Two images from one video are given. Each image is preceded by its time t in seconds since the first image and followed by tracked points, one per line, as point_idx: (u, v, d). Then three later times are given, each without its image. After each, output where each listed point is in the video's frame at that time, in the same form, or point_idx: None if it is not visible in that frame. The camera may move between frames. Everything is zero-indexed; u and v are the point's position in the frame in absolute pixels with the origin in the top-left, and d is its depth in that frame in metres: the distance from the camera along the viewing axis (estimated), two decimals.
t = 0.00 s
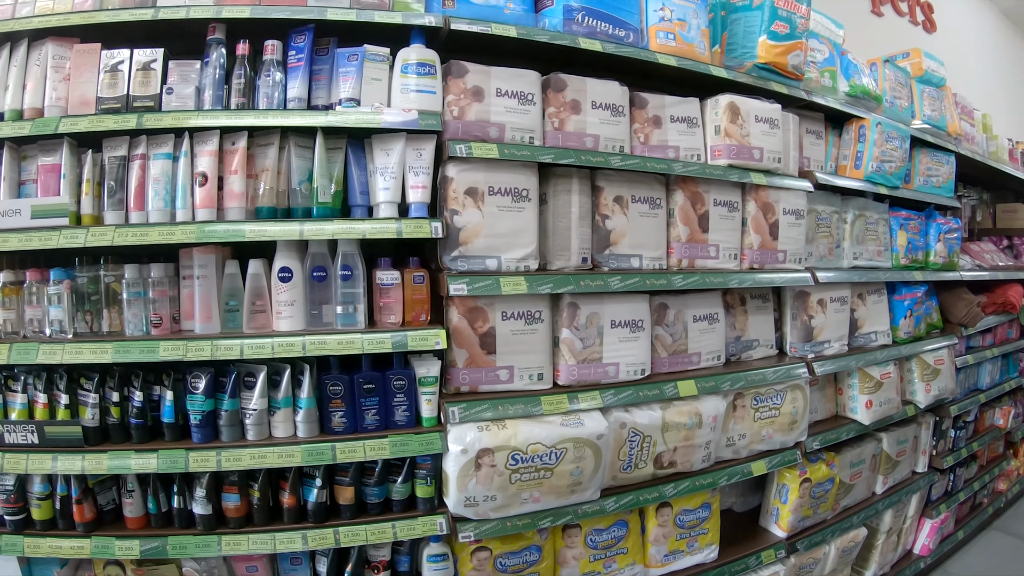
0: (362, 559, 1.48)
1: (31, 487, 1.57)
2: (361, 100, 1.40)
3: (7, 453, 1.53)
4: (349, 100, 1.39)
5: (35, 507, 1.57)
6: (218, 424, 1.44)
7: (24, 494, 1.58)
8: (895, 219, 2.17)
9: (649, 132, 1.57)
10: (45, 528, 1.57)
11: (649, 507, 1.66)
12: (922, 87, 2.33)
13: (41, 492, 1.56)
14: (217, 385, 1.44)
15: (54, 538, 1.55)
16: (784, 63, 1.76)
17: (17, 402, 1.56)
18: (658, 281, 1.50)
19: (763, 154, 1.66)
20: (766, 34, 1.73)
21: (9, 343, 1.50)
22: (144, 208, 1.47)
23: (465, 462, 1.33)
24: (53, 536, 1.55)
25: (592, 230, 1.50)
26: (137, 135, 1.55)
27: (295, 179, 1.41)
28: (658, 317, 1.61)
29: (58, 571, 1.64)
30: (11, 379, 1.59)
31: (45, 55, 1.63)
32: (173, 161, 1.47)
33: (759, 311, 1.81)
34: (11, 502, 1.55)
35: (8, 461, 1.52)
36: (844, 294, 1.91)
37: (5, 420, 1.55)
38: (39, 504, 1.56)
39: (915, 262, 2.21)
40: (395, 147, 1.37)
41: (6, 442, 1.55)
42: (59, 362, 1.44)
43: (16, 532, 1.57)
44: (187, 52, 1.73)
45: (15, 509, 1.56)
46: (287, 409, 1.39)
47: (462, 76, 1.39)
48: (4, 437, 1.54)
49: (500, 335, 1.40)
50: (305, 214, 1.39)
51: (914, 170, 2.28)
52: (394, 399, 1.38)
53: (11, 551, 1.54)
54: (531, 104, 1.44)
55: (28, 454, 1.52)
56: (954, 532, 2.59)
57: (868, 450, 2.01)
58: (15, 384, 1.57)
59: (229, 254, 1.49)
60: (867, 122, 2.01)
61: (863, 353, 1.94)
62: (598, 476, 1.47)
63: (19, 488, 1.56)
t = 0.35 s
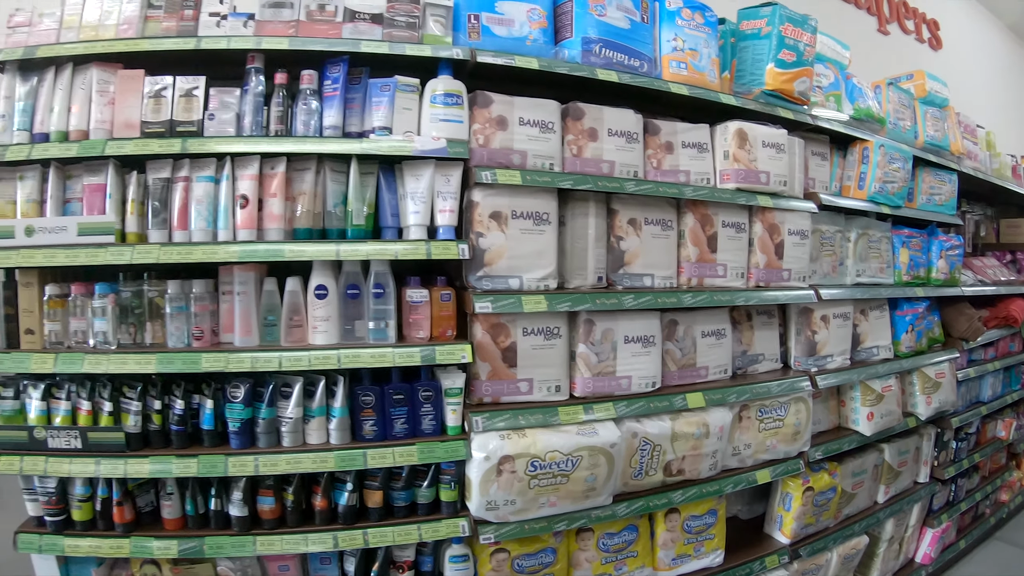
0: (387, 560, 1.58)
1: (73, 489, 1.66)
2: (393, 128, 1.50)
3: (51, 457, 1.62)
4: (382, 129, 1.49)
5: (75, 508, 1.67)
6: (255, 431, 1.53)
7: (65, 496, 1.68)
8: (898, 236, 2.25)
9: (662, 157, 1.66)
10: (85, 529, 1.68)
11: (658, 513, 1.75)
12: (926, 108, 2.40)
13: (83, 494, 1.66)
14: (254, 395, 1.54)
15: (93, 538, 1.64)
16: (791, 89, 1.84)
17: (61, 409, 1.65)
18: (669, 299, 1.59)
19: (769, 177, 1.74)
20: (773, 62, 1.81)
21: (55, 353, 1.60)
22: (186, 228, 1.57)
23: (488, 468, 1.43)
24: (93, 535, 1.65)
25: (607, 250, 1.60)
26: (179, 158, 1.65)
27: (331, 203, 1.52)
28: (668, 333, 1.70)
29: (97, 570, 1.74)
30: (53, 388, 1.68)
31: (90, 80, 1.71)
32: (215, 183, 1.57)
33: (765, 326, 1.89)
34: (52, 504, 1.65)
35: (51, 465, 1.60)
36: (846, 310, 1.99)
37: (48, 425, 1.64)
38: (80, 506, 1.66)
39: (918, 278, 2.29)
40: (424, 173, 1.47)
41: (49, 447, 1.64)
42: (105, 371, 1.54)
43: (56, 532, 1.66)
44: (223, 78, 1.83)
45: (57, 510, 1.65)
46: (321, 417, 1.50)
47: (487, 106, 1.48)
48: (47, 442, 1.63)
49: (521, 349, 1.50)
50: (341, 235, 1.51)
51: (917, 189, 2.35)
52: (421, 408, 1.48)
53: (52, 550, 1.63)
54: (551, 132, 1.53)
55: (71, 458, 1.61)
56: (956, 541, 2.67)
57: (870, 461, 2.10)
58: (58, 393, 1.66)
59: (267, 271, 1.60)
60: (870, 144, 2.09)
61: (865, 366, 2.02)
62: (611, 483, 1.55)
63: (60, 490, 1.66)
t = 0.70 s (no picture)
0: (411, 541, 1.73)
1: (123, 475, 1.81)
2: (421, 151, 1.68)
3: (105, 445, 1.78)
4: (411, 152, 1.67)
5: (126, 492, 1.81)
6: (293, 423, 1.70)
7: (115, 481, 1.82)
8: (894, 247, 2.35)
9: (665, 176, 1.80)
10: (133, 511, 1.82)
11: (661, 505, 1.89)
12: (924, 123, 2.48)
13: (132, 479, 1.81)
14: (293, 390, 1.71)
15: (141, 519, 1.79)
16: (787, 110, 1.96)
17: (115, 401, 1.81)
18: (670, 306, 1.73)
19: (766, 194, 1.87)
20: (771, 85, 1.93)
21: (112, 351, 1.76)
22: (234, 239, 1.75)
23: (503, 457, 1.59)
24: (141, 517, 1.79)
25: (614, 262, 1.74)
26: (227, 176, 1.82)
27: (364, 218, 1.71)
28: (670, 338, 1.84)
29: (142, 549, 1.85)
30: (108, 382, 1.83)
31: (144, 104, 1.85)
32: (260, 200, 1.75)
33: (764, 332, 2.02)
34: (103, 489, 1.80)
35: (105, 452, 1.76)
36: (842, 317, 2.10)
37: (103, 416, 1.79)
38: (130, 489, 1.81)
39: (914, 287, 2.39)
40: (448, 192, 1.64)
41: (103, 436, 1.79)
42: (159, 368, 1.71)
43: (107, 514, 1.81)
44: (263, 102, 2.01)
45: (107, 494, 1.80)
46: (354, 410, 1.66)
47: (505, 131, 1.65)
48: (102, 431, 1.79)
49: (535, 351, 1.66)
50: (373, 246, 1.69)
51: (915, 202, 2.45)
52: (444, 403, 1.66)
53: (102, 531, 1.77)
54: (563, 154, 1.68)
55: (125, 446, 1.77)
56: (955, 543, 2.75)
57: (866, 461, 2.21)
58: (113, 386, 1.82)
59: (305, 279, 1.78)
60: (865, 160, 2.19)
61: (859, 371, 2.13)
62: (616, 474, 1.70)
63: (111, 476, 1.81)
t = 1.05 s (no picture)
0: (422, 531, 1.81)
1: (147, 463, 1.91)
2: (435, 157, 1.76)
3: (131, 435, 1.87)
4: (425, 158, 1.75)
5: (149, 480, 1.90)
6: (311, 415, 1.79)
7: (139, 469, 1.91)
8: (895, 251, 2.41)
9: (669, 181, 1.87)
10: (156, 498, 1.91)
11: (663, 500, 1.96)
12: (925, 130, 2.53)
13: (156, 468, 1.90)
14: (311, 383, 1.80)
15: (164, 506, 1.88)
16: (789, 117, 2.00)
17: (140, 393, 1.90)
18: (673, 307, 1.79)
19: (768, 199, 1.93)
20: (773, 93, 1.98)
21: (139, 345, 1.85)
22: (257, 240, 1.83)
23: (511, 450, 1.68)
24: (164, 504, 1.88)
25: (620, 264, 1.81)
26: (251, 180, 1.91)
27: (381, 221, 1.79)
28: (673, 337, 1.91)
29: (163, 535, 1.92)
30: (134, 374, 1.92)
31: (171, 111, 1.93)
32: (282, 204, 1.84)
33: (765, 333, 2.08)
34: (128, 476, 1.89)
35: (131, 441, 1.85)
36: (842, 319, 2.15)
37: (129, 407, 1.88)
38: (153, 478, 1.90)
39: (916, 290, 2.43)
40: (461, 196, 1.73)
41: (129, 426, 1.88)
42: (185, 361, 1.80)
43: (130, 501, 1.89)
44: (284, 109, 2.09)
45: (131, 481, 1.89)
46: (369, 404, 1.75)
47: (515, 138, 1.72)
48: (127, 422, 1.88)
49: (542, 349, 1.74)
50: (389, 248, 1.78)
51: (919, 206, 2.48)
52: (455, 397, 1.73)
53: (126, 517, 1.86)
54: (570, 161, 1.76)
55: (149, 436, 1.86)
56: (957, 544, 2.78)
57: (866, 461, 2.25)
58: (139, 378, 1.90)
59: (324, 279, 1.87)
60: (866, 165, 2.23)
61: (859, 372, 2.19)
62: (620, 469, 1.78)
63: (135, 464, 1.90)
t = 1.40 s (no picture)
0: (428, 537, 1.82)
1: (152, 470, 1.91)
2: (443, 165, 1.76)
3: (136, 441, 1.87)
4: (433, 166, 1.76)
5: (154, 487, 1.90)
6: (317, 422, 1.80)
7: (144, 476, 1.91)
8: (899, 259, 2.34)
9: (676, 189, 1.87)
10: (161, 505, 1.92)
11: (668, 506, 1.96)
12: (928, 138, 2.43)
13: (161, 474, 1.90)
14: (318, 391, 1.80)
15: (170, 513, 1.88)
16: (795, 126, 2.01)
17: (146, 400, 1.90)
18: (679, 315, 1.80)
19: (774, 207, 1.93)
20: (780, 102, 1.98)
21: (145, 352, 1.86)
22: (264, 247, 1.84)
23: (518, 458, 1.69)
24: (169, 510, 1.88)
25: (626, 272, 1.82)
26: (257, 187, 1.91)
27: (388, 228, 1.80)
28: (679, 345, 1.91)
29: (167, 542, 1.92)
30: (140, 381, 1.93)
31: (177, 116, 1.93)
32: (289, 210, 1.83)
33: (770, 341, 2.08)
34: (133, 483, 1.89)
35: (137, 448, 1.85)
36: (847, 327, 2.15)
37: (134, 414, 1.88)
38: (159, 484, 1.90)
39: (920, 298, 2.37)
40: (469, 205, 1.73)
41: (134, 433, 1.88)
42: (191, 368, 1.80)
43: (136, 507, 1.89)
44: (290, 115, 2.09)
45: (137, 488, 1.89)
46: (375, 411, 1.77)
47: (524, 146, 1.73)
48: (132, 428, 1.88)
49: (549, 357, 1.75)
50: (396, 255, 1.77)
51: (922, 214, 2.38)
52: (462, 405, 1.76)
53: (131, 524, 1.86)
54: (578, 169, 1.76)
55: (155, 442, 1.86)
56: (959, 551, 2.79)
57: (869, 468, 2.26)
58: (144, 386, 1.91)
59: (331, 286, 1.87)
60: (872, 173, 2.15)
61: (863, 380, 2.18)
62: (626, 476, 1.78)
63: (140, 471, 1.90)
